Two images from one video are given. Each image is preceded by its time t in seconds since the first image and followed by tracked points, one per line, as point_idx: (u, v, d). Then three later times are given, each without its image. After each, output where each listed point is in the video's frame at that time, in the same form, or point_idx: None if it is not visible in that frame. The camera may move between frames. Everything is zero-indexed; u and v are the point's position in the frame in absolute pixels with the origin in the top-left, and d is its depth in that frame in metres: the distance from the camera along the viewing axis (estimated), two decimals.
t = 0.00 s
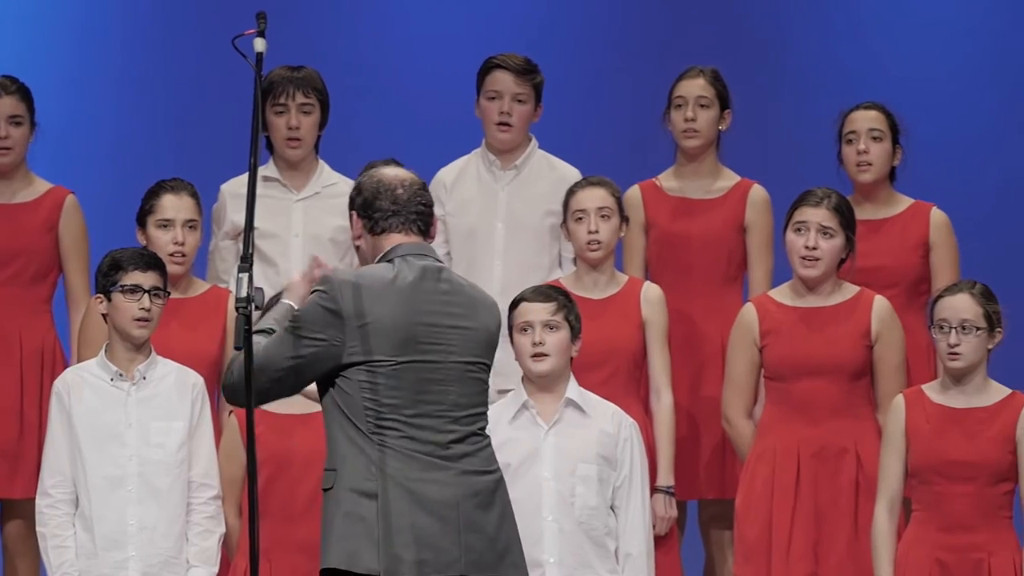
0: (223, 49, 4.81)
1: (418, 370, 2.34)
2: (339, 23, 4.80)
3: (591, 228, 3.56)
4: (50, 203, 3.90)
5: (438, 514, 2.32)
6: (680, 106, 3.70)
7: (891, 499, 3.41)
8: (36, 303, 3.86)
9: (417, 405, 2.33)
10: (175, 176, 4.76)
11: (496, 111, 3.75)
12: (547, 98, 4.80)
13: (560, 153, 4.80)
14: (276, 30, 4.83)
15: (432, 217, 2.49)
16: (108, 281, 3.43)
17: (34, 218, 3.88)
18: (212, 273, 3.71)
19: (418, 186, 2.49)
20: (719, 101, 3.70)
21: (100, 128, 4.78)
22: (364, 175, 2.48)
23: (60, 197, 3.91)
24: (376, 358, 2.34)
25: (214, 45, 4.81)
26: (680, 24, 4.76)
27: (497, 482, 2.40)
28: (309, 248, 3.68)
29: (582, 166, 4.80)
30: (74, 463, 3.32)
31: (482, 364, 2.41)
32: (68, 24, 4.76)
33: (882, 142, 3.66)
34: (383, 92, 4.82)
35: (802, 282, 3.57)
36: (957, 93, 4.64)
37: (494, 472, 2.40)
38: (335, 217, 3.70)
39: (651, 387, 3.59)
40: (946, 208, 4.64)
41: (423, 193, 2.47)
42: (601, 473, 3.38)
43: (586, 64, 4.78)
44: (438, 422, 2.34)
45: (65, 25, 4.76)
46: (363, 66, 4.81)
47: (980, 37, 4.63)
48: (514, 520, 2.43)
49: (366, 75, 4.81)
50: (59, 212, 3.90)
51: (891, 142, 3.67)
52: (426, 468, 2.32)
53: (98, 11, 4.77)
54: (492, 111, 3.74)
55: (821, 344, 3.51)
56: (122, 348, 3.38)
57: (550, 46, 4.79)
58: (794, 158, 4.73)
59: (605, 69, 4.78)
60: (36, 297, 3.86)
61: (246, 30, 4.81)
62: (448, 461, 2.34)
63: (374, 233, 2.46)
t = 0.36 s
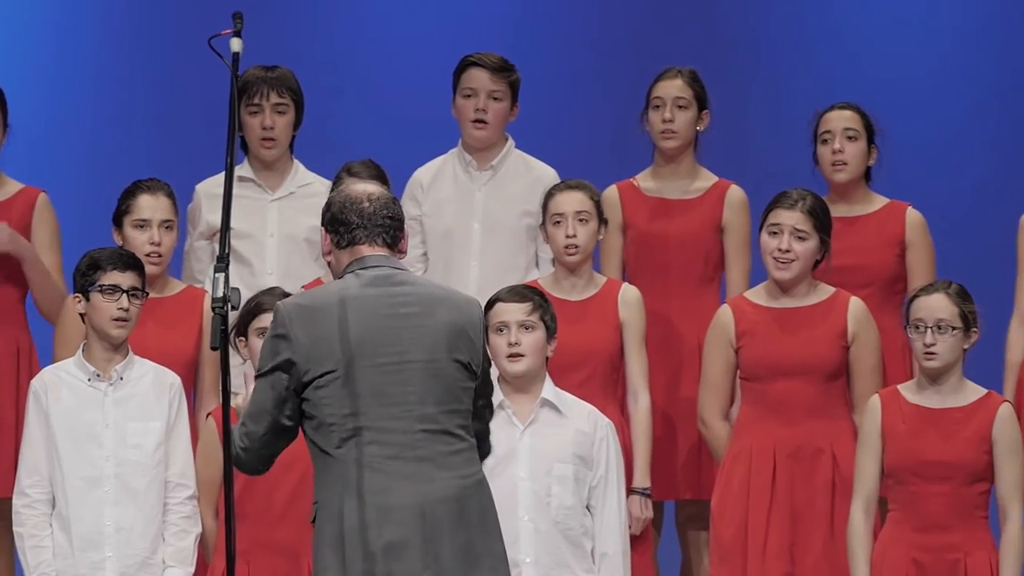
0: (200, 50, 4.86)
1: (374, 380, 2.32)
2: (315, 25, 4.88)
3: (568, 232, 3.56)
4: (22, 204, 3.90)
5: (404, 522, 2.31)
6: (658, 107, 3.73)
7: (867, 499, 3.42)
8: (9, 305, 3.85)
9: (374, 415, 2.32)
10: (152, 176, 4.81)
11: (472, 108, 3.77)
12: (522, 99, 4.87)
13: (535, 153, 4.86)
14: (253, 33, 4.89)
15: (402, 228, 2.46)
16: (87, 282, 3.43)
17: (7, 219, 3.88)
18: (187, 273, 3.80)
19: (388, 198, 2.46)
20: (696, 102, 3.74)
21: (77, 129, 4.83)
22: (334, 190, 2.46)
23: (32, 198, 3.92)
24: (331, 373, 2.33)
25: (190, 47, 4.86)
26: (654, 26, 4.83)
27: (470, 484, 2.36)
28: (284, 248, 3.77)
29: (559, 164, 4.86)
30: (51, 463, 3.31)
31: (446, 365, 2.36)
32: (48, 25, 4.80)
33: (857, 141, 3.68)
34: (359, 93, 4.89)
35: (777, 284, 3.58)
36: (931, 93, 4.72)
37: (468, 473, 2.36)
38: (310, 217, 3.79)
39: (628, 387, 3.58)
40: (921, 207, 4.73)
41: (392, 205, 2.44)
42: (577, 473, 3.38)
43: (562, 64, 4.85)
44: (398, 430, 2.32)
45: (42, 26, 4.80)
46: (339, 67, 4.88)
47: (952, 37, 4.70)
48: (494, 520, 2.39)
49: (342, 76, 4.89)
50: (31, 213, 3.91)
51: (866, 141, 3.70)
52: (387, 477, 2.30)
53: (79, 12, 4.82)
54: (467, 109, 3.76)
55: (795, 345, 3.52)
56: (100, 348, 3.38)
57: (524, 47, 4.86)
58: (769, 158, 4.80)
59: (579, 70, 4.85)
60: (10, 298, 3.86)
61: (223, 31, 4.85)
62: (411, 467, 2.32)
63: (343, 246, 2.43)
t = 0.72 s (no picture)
0: (169, 49, 4.89)
1: (343, 378, 2.36)
2: (288, 22, 4.91)
3: (540, 232, 3.57)
4: None
5: (362, 523, 2.36)
6: (630, 107, 3.83)
7: (838, 499, 3.40)
8: None
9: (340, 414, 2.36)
10: (121, 176, 4.84)
11: (443, 109, 3.85)
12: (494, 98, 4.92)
13: (505, 151, 4.93)
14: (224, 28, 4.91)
15: (408, 223, 2.47)
16: (61, 281, 3.42)
17: None
18: (158, 272, 3.89)
19: (395, 191, 2.47)
20: (669, 102, 3.83)
21: (45, 130, 4.86)
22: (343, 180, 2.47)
23: None
24: (303, 370, 2.38)
25: (159, 48, 4.90)
26: (624, 26, 4.88)
27: (436, 485, 2.37)
28: (255, 248, 3.92)
29: (529, 166, 4.92)
30: (24, 462, 3.29)
31: (419, 366, 2.36)
32: (18, 28, 4.85)
33: (829, 139, 3.78)
34: (330, 90, 4.92)
35: (749, 282, 3.59)
36: (902, 92, 4.77)
37: (435, 474, 2.37)
38: (280, 218, 3.95)
39: (599, 388, 3.60)
40: (892, 209, 4.80)
41: (399, 199, 2.45)
42: (548, 473, 3.37)
43: (533, 63, 4.91)
44: (363, 430, 2.36)
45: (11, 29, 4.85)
46: (312, 66, 4.92)
47: (920, 38, 4.75)
48: (462, 522, 2.39)
49: (315, 74, 4.92)
50: None
51: (838, 140, 3.79)
52: (346, 478, 2.36)
53: (54, 13, 4.86)
54: (439, 109, 3.84)
55: (767, 345, 3.53)
56: (74, 347, 3.37)
57: (495, 47, 4.91)
58: (739, 159, 4.87)
59: (549, 69, 4.91)
60: None
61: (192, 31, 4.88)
62: (373, 467, 2.36)
63: (345, 237, 2.45)
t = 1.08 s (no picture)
0: (148, 49, 4.96)
1: (361, 380, 2.39)
2: (271, 25, 5.04)
3: (516, 228, 3.65)
4: None
5: (369, 526, 2.40)
6: (606, 107, 4.01)
7: (814, 500, 3.39)
8: None
9: (355, 416, 2.40)
10: (99, 175, 4.90)
11: (418, 108, 4.06)
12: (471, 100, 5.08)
13: (481, 151, 5.08)
14: (205, 33, 5.04)
15: (439, 220, 2.50)
16: (42, 281, 3.40)
17: None
18: (134, 273, 3.94)
19: (427, 187, 2.49)
20: (643, 102, 4.01)
21: (24, 129, 4.91)
22: (375, 172, 2.50)
23: None
24: (322, 368, 2.42)
25: (137, 48, 4.95)
26: (598, 30, 5.03)
27: (445, 493, 2.41)
28: (232, 248, 3.99)
29: (504, 165, 5.09)
30: (6, 463, 3.28)
31: (436, 372, 2.39)
32: None
33: (805, 140, 3.92)
34: (310, 92, 5.06)
35: (728, 283, 3.59)
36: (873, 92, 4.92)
37: (445, 482, 2.41)
38: (257, 218, 4.01)
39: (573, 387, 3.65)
40: (867, 207, 4.94)
41: (429, 197, 2.48)
42: (523, 473, 3.35)
43: (510, 64, 5.06)
44: (377, 434, 2.39)
45: None
46: (291, 69, 5.05)
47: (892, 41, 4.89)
48: (469, 531, 2.43)
49: (296, 76, 5.05)
50: None
51: (813, 141, 3.94)
52: (356, 480, 2.40)
53: (33, 14, 4.92)
54: (414, 108, 4.05)
55: (743, 344, 3.53)
56: (56, 347, 3.35)
57: (473, 48, 5.06)
58: (709, 155, 5.03)
59: (525, 71, 5.06)
60: None
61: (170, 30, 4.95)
62: (385, 472, 2.40)
63: (377, 232, 2.49)
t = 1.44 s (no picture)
0: (118, 49, 4.94)
1: (375, 389, 2.40)
2: (241, 24, 5.02)
3: (484, 231, 3.67)
4: None
5: (379, 536, 2.40)
6: (575, 107, 4.02)
7: (785, 499, 3.40)
8: None
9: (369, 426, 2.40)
10: (70, 176, 4.88)
11: (390, 112, 4.06)
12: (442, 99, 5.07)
13: (452, 151, 5.07)
14: (175, 33, 5.01)
15: (449, 223, 2.50)
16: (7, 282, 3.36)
17: None
18: (105, 272, 3.93)
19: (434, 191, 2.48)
20: (612, 101, 4.03)
21: None
22: (383, 178, 2.50)
23: None
24: (336, 378, 2.42)
25: (107, 47, 4.94)
26: (569, 31, 5.05)
27: (456, 504, 2.42)
28: (205, 246, 4.00)
29: (475, 164, 5.08)
30: None
31: (449, 384, 2.40)
32: None
33: (775, 141, 3.94)
34: (280, 91, 5.04)
35: (699, 284, 3.61)
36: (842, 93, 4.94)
37: (455, 493, 2.42)
38: (229, 216, 4.02)
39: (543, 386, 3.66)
40: (837, 208, 4.96)
41: (436, 203, 2.47)
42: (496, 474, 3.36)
43: (481, 64, 5.06)
44: (390, 444, 2.40)
45: None
46: (261, 69, 5.03)
47: (861, 43, 4.92)
48: (477, 541, 2.44)
49: (266, 76, 5.03)
50: None
51: (783, 142, 3.95)
52: (368, 490, 2.40)
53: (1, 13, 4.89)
54: (386, 112, 4.05)
55: (716, 344, 3.54)
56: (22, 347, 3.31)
57: (443, 48, 5.06)
58: (679, 156, 5.05)
59: (496, 71, 5.07)
60: None
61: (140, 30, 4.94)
62: (397, 483, 2.40)
63: (388, 239, 2.49)
